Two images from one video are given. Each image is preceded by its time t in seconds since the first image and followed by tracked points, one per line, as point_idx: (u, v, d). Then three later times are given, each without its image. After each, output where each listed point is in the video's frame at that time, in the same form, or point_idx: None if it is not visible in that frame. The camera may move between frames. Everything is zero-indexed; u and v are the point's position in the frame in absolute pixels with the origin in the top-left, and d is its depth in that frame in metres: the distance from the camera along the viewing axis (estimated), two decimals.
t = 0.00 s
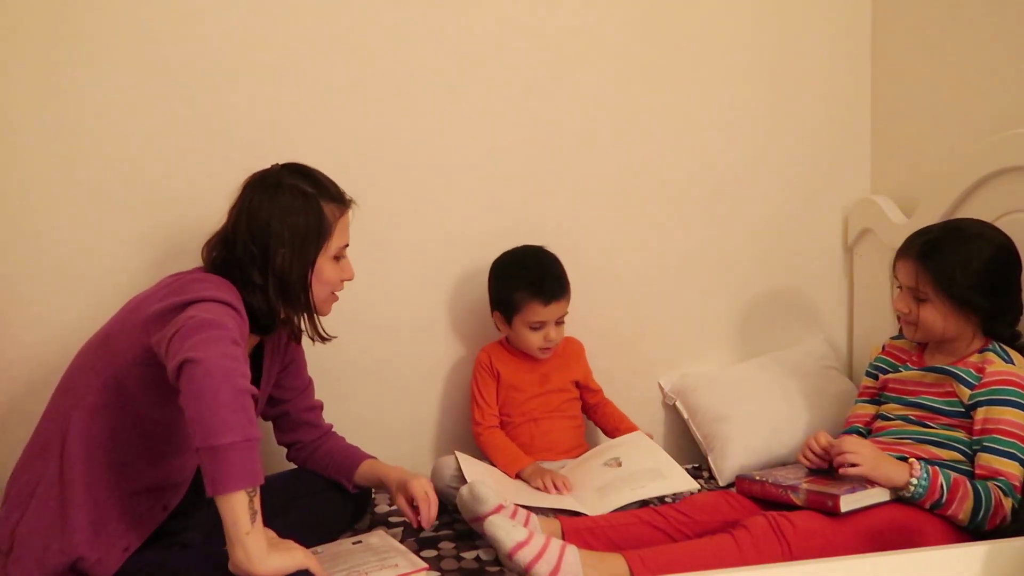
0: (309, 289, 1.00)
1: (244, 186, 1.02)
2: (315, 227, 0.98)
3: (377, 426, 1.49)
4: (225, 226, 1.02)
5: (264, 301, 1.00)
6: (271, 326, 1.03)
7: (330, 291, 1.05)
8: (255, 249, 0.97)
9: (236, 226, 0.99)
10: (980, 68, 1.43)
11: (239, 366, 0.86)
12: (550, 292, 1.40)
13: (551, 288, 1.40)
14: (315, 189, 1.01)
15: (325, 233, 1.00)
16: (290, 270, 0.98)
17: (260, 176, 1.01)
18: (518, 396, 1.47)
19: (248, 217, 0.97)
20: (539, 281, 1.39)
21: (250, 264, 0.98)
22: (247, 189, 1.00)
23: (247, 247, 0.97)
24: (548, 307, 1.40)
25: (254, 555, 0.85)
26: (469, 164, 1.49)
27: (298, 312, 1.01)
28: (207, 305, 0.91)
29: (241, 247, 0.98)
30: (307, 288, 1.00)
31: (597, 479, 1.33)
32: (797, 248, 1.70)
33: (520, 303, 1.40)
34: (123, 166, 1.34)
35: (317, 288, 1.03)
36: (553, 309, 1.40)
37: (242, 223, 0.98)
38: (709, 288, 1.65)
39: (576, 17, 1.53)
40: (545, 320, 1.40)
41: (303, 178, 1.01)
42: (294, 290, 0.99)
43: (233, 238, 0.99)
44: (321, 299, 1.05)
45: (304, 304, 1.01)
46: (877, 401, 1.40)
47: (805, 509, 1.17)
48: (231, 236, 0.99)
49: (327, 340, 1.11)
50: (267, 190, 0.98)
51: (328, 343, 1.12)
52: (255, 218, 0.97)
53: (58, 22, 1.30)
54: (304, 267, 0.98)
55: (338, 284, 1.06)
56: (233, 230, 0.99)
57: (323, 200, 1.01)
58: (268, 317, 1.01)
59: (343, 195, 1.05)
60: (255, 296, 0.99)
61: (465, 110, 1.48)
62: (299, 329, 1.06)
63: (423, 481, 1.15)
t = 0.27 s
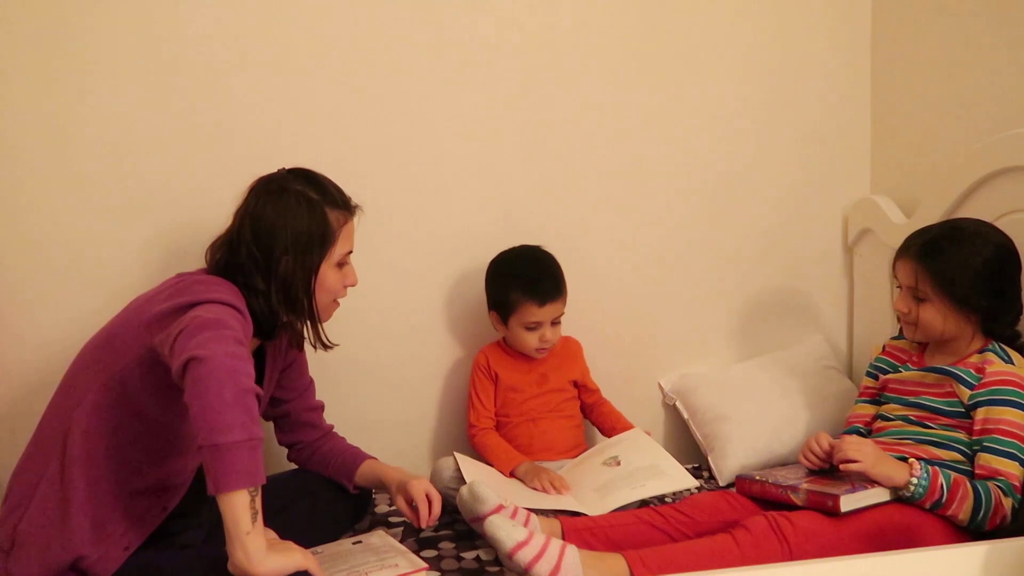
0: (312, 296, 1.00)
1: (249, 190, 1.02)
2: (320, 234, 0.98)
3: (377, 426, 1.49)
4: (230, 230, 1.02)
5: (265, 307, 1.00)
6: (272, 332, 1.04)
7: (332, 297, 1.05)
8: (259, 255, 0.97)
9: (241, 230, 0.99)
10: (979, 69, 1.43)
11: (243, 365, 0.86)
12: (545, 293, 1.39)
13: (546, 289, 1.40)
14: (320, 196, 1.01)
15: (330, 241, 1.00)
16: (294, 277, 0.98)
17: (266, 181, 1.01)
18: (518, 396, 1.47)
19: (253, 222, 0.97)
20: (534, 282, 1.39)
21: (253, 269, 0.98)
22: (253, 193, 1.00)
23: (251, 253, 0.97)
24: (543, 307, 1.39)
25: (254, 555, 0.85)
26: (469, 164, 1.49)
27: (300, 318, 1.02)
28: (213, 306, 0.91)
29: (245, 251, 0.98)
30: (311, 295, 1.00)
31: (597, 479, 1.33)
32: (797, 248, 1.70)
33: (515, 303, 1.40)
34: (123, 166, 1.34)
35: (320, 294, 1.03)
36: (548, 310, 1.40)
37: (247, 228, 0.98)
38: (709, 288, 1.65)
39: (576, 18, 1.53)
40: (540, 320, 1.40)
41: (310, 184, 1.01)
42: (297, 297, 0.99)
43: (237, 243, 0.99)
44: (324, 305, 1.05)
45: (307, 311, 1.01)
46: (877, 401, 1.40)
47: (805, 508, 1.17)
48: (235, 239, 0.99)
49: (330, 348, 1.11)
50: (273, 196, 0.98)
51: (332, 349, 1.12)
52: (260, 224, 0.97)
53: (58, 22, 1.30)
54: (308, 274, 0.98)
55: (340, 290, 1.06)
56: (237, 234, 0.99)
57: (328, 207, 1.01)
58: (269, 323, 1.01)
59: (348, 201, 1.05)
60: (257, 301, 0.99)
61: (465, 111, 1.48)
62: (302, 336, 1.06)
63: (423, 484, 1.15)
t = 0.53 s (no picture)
0: (313, 303, 1.00)
1: (251, 195, 1.02)
2: (322, 242, 0.98)
3: (377, 426, 1.49)
4: (232, 234, 1.02)
5: (266, 313, 1.00)
6: (273, 338, 1.04)
7: (333, 302, 1.05)
8: (260, 261, 0.98)
9: (242, 236, 0.99)
10: (979, 69, 1.43)
11: (247, 364, 0.86)
12: (542, 291, 1.39)
13: (544, 287, 1.39)
14: (323, 203, 1.00)
15: (332, 248, 0.99)
16: (294, 284, 0.98)
17: (269, 187, 1.01)
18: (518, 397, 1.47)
19: (255, 228, 0.97)
20: (532, 280, 1.39)
21: (254, 275, 0.98)
22: (256, 199, 1.00)
23: (253, 259, 0.98)
24: (539, 305, 1.39)
25: (255, 556, 0.85)
26: (469, 165, 1.49)
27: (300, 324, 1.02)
28: (218, 306, 0.91)
29: (247, 257, 0.98)
30: (312, 302, 1.00)
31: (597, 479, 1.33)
32: (797, 248, 1.70)
33: (513, 300, 1.40)
34: (123, 166, 1.34)
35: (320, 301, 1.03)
36: (545, 308, 1.40)
37: (248, 234, 0.98)
38: (709, 288, 1.65)
39: (576, 18, 1.53)
40: (536, 318, 1.40)
41: (313, 191, 1.00)
42: (297, 303, 0.99)
43: (238, 248, 0.99)
44: (324, 310, 1.05)
45: (307, 317, 1.01)
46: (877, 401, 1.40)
47: (805, 508, 1.17)
48: (236, 244, 0.99)
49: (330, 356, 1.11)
50: (275, 203, 0.98)
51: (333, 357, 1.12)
52: (263, 230, 0.97)
53: (58, 23, 1.30)
54: (309, 282, 0.98)
55: (340, 295, 1.06)
56: (239, 240, 0.99)
57: (330, 214, 1.00)
58: (269, 329, 1.01)
59: (350, 208, 1.05)
60: (257, 307, 1.00)
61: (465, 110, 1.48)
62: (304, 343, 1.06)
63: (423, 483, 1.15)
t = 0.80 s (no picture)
0: (314, 305, 1.00)
1: (251, 197, 1.01)
2: (322, 244, 0.98)
3: (377, 426, 1.49)
4: (232, 235, 1.02)
5: (266, 315, 1.00)
6: (273, 340, 1.04)
7: (332, 303, 1.05)
8: (261, 263, 0.98)
9: (242, 238, 0.99)
10: (979, 69, 1.43)
11: (244, 365, 0.86)
12: (553, 291, 1.39)
13: (555, 288, 1.40)
14: (323, 205, 1.00)
15: (332, 251, 0.99)
16: (295, 287, 0.98)
17: (269, 188, 1.00)
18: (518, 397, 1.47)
19: (256, 230, 0.97)
20: (543, 279, 1.39)
21: (254, 277, 0.99)
22: (256, 200, 1.00)
23: (253, 261, 0.98)
24: (549, 305, 1.39)
25: (255, 556, 0.85)
26: (470, 165, 1.49)
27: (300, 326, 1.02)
28: (216, 306, 0.91)
29: (247, 260, 0.98)
30: (312, 304, 1.00)
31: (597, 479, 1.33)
32: (797, 248, 1.70)
33: (521, 298, 1.40)
34: (123, 166, 1.34)
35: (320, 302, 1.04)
36: (554, 308, 1.40)
37: (248, 236, 0.98)
38: (709, 288, 1.65)
39: (576, 18, 1.53)
40: (545, 317, 1.40)
41: (312, 193, 1.00)
42: (298, 305, 0.99)
43: (238, 250, 0.99)
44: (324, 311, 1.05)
45: (308, 318, 1.01)
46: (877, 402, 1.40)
47: (805, 508, 1.17)
48: (236, 246, 0.99)
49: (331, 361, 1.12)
50: (275, 205, 0.97)
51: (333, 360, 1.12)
52: (263, 232, 0.97)
53: (58, 23, 1.30)
54: (309, 284, 0.98)
55: (340, 296, 1.06)
56: (239, 241, 0.99)
57: (330, 217, 1.00)
58: (269, 330, 1.02)
59: (350, 210, 1.04)
60: (257, 309, 1.00)
61: (465, 111, 1.48)
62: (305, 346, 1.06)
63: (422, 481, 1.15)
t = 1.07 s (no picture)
0: (312, 305, 1.00)
1: (250, 197, 1.01)
2: (321, 245, 0.98)
3: (377, 426, 1.49)
4: (231, 235, 1.02)
5: (265, 315, 1.00)
6: (272, 340, 1.04)
7: (331, 303, 1.05)
8: (260, 263, 0.98)
9: (241, 237, 0.99)
10: (980, 69, 1.43)
11: (238, 366, 0.86)
12: (558, 290, 1.39)
13: (559, 287, 1.40)
14: (322, 206, 1.00)
15: (331, 251, 0.99)
16: (293, 286, 0.98)
17: (268, 188, 1.00)
18: (518, 397, 1.47)
19: (255, 230, 0.97)
20: (548, 278, 1.39)
21: (253, 276, 0.99)
22: (255, 200, 1.00)
23: (252, 260, 0.98)
24: (554, 303, 1.40)
25: (254, 556, 0.85)
26: (469, 165, 1.49)
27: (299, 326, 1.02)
28: (213, 306, 0.91)
29: (246, 259, 0.98)
30: (311, 303, 1.00)
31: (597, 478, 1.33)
32: (797, 248, 1.70)
33: (526, 297, 1.40)
34: (123, 166, 1.34)
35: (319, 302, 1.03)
36: (559, 307, 1.40)
37: (247, 235, 0.98)
38: (709, 287, 1.65)
39: (576, 18, 1.53)
40: (550, 316, 1.40)
41: (312, 193, 1.00)
42: (297, 305, 0.99)
43: (237, 249, 0.99)
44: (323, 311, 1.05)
45: (307, 318, 1.01)
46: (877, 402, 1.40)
47: (805, 508, 1.17)
48: (236, 247, 0.99)
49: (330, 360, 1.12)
50: (274, 205, 0.97)
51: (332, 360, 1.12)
52: (262, 232, 0.97)
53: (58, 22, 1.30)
54: (308, 284, 0.98)
55: (339, 296, 1.06)
56: (238, 241, 0.99)
57: (329, 217, 1.00)
58: (268, 331, 1.02)
59: (349, 211, 1.04)
60: (256, 309, 1.00)
61: (465, 111, 1.48)
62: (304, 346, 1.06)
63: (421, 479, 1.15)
